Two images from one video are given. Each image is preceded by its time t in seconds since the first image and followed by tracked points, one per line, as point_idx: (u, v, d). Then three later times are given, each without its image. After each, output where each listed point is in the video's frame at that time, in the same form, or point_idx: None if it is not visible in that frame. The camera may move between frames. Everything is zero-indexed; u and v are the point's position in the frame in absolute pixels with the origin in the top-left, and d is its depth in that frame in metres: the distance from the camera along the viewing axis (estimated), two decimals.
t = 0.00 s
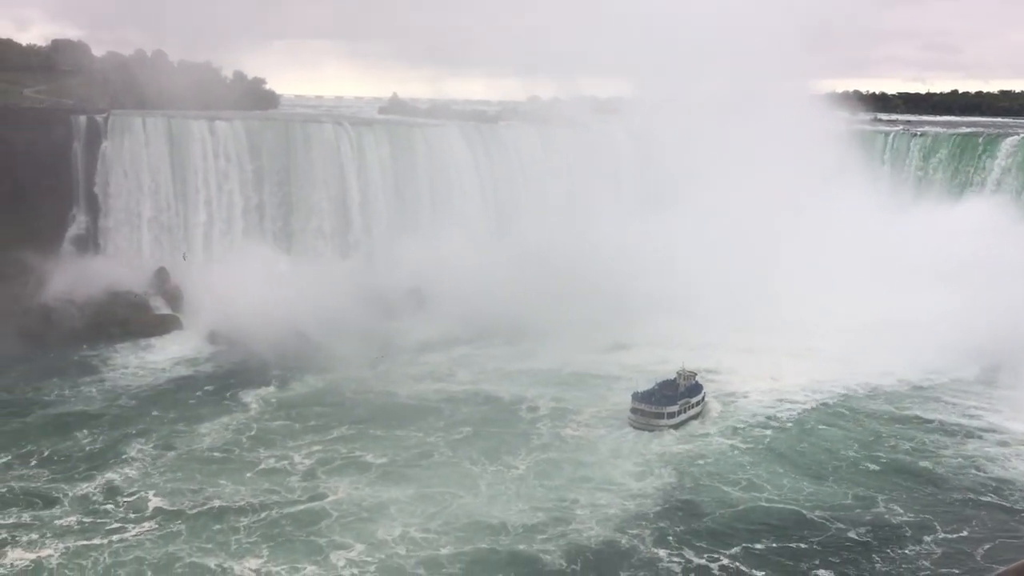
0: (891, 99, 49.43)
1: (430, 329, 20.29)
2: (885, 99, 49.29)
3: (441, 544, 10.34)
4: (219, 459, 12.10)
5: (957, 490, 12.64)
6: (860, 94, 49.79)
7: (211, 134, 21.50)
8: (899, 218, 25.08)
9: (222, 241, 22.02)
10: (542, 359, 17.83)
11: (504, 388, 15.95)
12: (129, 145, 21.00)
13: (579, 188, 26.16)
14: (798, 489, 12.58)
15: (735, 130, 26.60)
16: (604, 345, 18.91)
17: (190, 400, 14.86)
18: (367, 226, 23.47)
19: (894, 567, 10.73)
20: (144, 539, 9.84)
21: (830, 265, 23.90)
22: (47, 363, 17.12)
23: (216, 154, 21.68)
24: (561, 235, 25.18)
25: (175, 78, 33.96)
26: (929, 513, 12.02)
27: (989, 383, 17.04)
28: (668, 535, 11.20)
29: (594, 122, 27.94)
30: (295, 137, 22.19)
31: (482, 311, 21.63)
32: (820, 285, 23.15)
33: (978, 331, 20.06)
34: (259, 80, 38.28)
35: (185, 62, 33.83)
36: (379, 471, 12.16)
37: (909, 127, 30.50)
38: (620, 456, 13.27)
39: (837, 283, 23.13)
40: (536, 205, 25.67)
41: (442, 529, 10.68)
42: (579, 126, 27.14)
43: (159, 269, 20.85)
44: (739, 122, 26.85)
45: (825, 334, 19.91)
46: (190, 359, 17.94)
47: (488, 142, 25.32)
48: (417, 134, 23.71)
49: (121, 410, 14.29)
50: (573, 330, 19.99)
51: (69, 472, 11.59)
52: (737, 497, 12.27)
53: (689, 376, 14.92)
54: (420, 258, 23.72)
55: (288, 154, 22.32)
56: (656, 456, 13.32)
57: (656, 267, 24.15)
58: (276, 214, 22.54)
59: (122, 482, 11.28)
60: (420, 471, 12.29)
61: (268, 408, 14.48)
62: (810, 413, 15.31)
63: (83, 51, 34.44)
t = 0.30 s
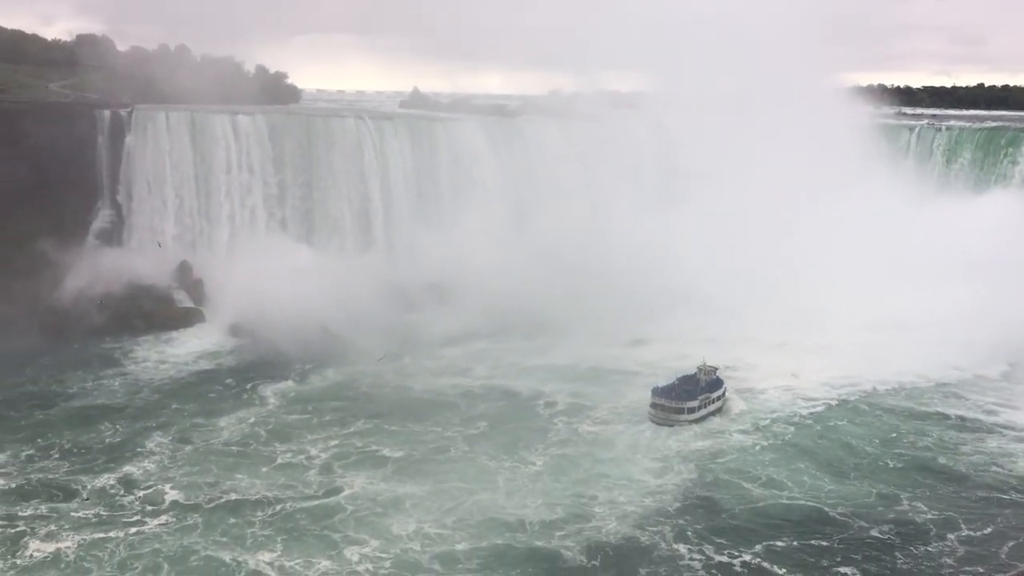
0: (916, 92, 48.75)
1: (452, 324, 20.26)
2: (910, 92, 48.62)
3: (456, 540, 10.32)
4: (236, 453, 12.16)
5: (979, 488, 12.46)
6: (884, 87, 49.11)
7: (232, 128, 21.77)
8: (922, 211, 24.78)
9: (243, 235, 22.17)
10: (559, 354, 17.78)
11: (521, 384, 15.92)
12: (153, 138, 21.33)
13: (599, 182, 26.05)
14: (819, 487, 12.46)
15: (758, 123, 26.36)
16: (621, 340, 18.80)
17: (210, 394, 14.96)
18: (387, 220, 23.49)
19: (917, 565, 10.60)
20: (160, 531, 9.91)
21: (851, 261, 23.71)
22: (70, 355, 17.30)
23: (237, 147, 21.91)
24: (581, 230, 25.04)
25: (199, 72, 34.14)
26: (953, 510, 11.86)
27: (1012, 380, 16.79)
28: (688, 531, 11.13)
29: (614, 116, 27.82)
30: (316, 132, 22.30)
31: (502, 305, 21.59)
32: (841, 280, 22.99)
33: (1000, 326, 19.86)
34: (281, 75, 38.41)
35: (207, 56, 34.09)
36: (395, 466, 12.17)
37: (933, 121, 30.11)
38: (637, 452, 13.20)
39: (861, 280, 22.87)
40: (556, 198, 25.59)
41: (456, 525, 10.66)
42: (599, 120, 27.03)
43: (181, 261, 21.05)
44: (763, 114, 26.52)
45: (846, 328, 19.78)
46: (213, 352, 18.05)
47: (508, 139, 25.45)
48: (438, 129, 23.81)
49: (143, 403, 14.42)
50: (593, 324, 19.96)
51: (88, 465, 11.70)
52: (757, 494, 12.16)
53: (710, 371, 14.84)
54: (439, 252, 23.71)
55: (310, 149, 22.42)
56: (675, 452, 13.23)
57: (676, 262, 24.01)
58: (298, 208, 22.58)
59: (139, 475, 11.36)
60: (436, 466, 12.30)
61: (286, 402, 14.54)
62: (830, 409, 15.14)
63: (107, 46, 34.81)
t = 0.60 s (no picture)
0: (937, 85, 48.19)
1: (470, 317, 20.28)
2: (932, 85, 48.07)
3: (469, 536, 10.30)
4: (250, 447, 12.22)
5: (1000, 484, 12.31)
6: (905, 80, 48.57)
7: (253, 123, 21.87)
8: (942, 211, 24.82)
9: (263, 228, 22.27)
10: (574, 349, 17.73)
11: (536, 378, 15.89)
12: (174, 133, 21.43)
13: (619, 175, 25.95)
14: (838, 483, 12.35)
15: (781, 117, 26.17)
16: (637, 336, 18.71)
17: (227, 387, 15.04)
18: (404, 214, 23.54)
19: (939, 563, 10.47)
20: (174, 524, 9.97)
21: (872, 256, 23.61)
22: (90, 349, 17.45)
23: (258, 141, 22.00)
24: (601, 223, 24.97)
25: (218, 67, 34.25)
26: (974, 507, 11.72)
27: None
28: (706, 527, 11.06)
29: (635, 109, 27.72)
30: (336, 125, 22.42)
31: (519, 299, 21.57)
32: (862, 273, 22.87)
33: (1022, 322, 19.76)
34: (300, 68, 38.47)
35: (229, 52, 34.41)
36: (409, 460, 12.19)
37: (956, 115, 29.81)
38: (653, 448, 13.12)
39: (883, 275, 22.69)
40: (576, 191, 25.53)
41: (470, 521, 10.64)
42: (620, 113, 26.93)
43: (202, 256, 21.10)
44: (785, 108, 26.35)
45: (867, 323, 19.66)
46: (234, 345, 18.14)
47: (528, 131, 25.44)
48: (457, 124, 24.00)
49: (161, 396, 14.53)
50: (611, 318, 19.98)
51: (105, 458, 11.78)
52: (776, 490, 12.07)
53: (729, 366, 14.81)
54: (457, 244, 23.67)
55: (330, 143, 22.50)
56: (690, 448, 13.15)
57: (697, 255, 23.89)
58: (317, 202, 22.64)
59: (154, 469, 11.42)
60: (451, 461, 12.28)
61: (301, 396, 14.58)
62: (849, 405, 14.99)
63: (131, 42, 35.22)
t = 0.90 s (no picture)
0: (958, 77, 47.61)
1: (487, 311, 20.21)
2: (952, 77, 47.49)
3: (482, 532, 10.28)
4: (265, 441, 12.27)
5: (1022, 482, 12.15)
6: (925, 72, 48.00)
7: (273, 117, 21.87)
8: (961, 207, 24.70)
9: (282, 222, 22.27)
10: (589, 344, 17.65)
11: (551, 373, 15.85)
12: (194, 127, 21.47)
13: (637, 170, 25.87)
14: (857, 480, 12.22)
15: (802, 111, 25.98)
16: (652, 331, 18.60)
17: (243, 381, 15.11)
18: (421, 207, 23.56)
19: (961, 561, 10.34)
20: (188, 517, 10.02)
21: (894, 249, 23.39)
22: (110, 342, 17.58)
23: (278, 136, 21.99)
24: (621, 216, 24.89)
25: (238, 61, 34.37)
26: (996, 504, 11.56)
27: None
28: (723, 523, 10.99)
29: (654, 103, 27.61)
30: (355, 120, 22.43)
31: (536, 293, 21.49)
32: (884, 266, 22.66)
33: None
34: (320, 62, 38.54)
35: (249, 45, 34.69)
36: (424, 455, 12.19)
37: (978, 108, 29.46)
38: (668, 445, 13.02)
39: (903, 269, 22.48)
40: (594, 186, 25.45)
41: (483, 517, 10.61)
42: (639, 107, 26.85)
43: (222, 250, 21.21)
44: (805, 99, 26.17)
45: (888, 318, 19.50)
46: (253, 339, 18.16)
47: (546, 125, 25.40)
48: (474, 118, 24.00)
49: (179, 390, 14.63)
50: (629, 312, 19.91)
51: (121, 450, 11.88)
52: (794, 487, 11.96)
53: (748, 360, 14.62)
54: (474, 238, 23.67)
55: (349, 138, 22.50)
56: (706, 444, 13.06)
57: (716, 249, 23.72)
58: (336, 196, 22.65)
59: (168, 462, 11.48)
60: (465, 457, 12.25)
61: (317, 391, 14.60)
62: (865, 401, 14.85)
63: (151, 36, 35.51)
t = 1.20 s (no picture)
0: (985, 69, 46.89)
1: (507, 305, 20.18)
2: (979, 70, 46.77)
3: (497, 527, 10.25)
4: (282, 435, 12.32)
5: None
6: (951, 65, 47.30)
7: (294, 111, 22.00)
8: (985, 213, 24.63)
9: (304, 215, 22.40)
10: (606, 339, 17.58)
11: (567, 369, 15.80)
12: (216, 122, 21.70)
13: (659, 164, 25.74)
14: (880, 477, 12.08)
15: (826, 106, 25.78)
16: (670, 326, 18.49)
17: (263, 375, 15.17)
18: (442, 202, 23.60)
19: (986, 560, 10.19)
20: (204, 510, 10.09)
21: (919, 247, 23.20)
22: (132, 335, 17.73)
23: (300, 130, 22.13)
24: (639, 210, 24.82)
25: (260, 56, 34.54)
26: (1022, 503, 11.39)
27: None
28: (744, 519, 10.91)
29: (676, 97, 27.45)
30: (376, 113, 22.58)
31: (556, 287, 21.44)
32: (909, 262, 22.45)
33: None
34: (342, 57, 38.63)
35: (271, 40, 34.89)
36: (440, 449, 12.20)
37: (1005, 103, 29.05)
38: (686, 441, 12.92)
39: (928, 265, 22.26)
40: (615, 180, 25.36)
41: (500, 513, 10.58)
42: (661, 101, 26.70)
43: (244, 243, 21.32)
44: (828, 95, 26.01)
45: (915, 312, 19.28)
46: (275, 333, 18.21)
47: (568, 119, 25.33)
48: (495, 112, 24.03)
49: (199, 383, 14.73)
50: (650, 307, 19.82)
51: (140, 443, 11.97)
52: (815, 483, 11.85)
53: (770, 356, 14.54)
54: (494, 233, 23.67)
55: (370, 131, 22.66)
56: (724, 441, 12.95)
57: (738, 242, 23.53)
58: (357, 189, 22.78)
59: (186, 455, 11.55)
60: (482, 452, 12.23)
61: (335, 385, 14.65)
62: (886, 397, 14.68)
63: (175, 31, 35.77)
